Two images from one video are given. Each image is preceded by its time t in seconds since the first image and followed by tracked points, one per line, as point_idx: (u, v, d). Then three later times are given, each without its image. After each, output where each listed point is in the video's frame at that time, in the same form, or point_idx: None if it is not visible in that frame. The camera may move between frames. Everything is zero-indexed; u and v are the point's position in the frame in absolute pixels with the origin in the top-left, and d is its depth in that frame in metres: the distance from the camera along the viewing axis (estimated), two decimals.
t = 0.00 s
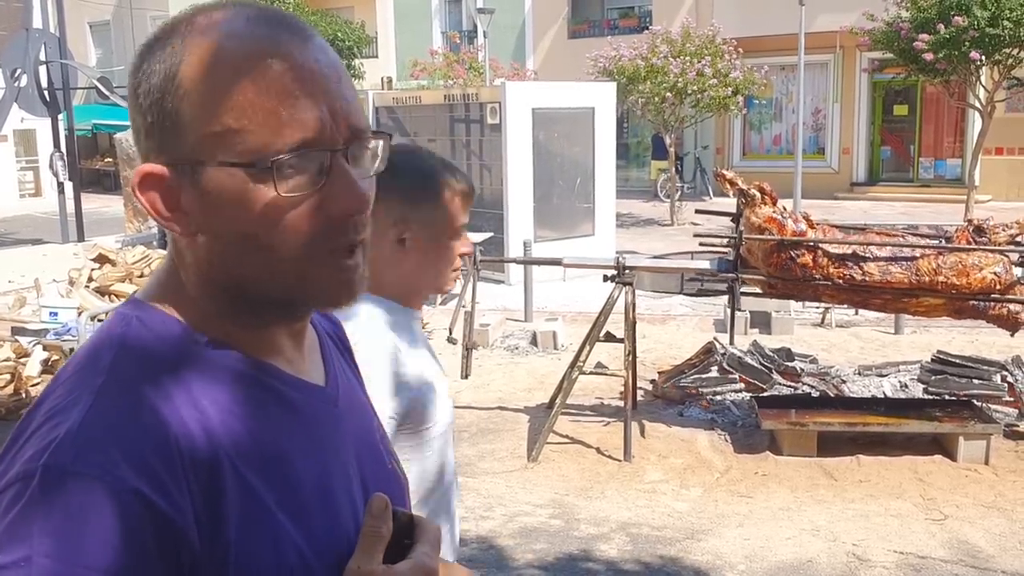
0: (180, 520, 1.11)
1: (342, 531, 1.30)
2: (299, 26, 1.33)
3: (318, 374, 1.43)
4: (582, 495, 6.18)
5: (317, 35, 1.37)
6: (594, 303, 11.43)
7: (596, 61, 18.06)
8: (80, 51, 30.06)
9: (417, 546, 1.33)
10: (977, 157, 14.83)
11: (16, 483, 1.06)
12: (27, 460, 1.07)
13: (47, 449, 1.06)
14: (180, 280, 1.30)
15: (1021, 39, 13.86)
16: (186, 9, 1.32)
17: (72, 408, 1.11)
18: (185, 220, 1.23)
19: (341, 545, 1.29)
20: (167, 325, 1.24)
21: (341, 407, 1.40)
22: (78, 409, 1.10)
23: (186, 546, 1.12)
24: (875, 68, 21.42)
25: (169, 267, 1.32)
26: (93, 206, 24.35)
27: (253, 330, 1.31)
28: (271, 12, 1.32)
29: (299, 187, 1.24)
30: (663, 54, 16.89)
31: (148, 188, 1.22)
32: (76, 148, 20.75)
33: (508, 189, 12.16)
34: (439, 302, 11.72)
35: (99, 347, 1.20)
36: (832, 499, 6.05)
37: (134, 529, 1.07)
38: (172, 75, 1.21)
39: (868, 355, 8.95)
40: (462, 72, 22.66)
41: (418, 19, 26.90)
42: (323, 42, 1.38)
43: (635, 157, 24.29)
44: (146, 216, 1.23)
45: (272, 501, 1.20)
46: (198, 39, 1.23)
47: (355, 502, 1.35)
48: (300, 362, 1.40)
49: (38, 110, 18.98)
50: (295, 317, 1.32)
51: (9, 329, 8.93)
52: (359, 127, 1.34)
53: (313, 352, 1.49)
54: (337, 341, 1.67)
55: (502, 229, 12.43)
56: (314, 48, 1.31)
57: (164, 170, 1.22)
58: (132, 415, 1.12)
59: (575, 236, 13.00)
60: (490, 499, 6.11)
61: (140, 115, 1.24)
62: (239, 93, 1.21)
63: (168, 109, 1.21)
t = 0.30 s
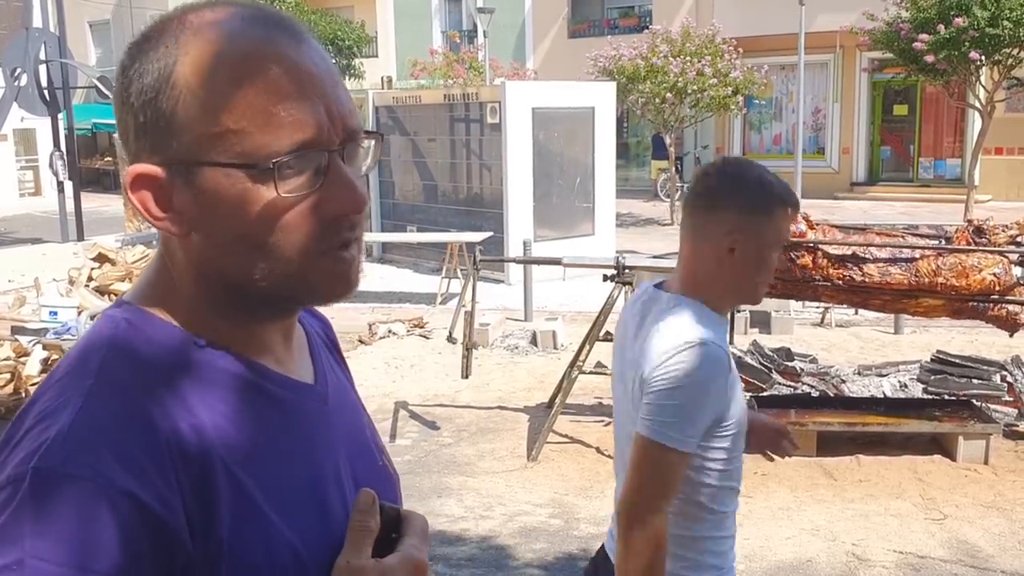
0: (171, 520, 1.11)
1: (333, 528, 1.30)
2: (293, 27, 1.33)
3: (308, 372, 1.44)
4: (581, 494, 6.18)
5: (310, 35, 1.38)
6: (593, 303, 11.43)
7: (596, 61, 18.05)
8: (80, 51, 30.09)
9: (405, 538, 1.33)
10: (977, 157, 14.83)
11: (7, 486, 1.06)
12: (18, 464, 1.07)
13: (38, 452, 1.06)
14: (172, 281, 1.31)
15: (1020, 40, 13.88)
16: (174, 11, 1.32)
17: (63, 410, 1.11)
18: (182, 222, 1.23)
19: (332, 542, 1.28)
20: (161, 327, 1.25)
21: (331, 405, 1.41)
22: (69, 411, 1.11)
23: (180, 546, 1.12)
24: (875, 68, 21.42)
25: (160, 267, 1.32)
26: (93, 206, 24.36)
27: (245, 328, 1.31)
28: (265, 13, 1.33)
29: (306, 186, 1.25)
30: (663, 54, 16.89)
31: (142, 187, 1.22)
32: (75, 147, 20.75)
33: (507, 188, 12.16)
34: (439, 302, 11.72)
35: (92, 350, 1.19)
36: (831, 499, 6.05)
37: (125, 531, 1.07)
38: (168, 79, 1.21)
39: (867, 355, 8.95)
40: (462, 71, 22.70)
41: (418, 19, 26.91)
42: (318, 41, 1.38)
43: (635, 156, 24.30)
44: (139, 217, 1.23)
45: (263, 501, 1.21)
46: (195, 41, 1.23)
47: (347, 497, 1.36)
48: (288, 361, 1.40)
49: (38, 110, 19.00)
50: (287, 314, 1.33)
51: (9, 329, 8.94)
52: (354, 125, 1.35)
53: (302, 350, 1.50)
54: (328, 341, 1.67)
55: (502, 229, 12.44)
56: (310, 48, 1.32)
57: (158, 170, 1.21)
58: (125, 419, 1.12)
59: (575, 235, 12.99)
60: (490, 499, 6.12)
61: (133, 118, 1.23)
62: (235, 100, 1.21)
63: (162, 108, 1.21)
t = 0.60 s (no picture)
0: (146, 520, 1.11)
1: (316, 533, 1.28)
2: (297, 29, 1.33)
3: (300, 376, 1.43)
4: (581, 495, 6.18)
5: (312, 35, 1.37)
6: (593, 304, 11.43)
7: (596, 62, 18.03)
8: (80, 51, 30.09)
9: (387, 543, 1.32)
10: (976, 158, 14.82)
11: None
12: None
13: (16, 452, 1.07)
14: (163, 281, 1.30)
15: (1020, 41, 13.87)
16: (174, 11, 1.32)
17: (44, 411, 1.12)
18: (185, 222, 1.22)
19: (314, 545, 1.27)
20: (151, 329, 1.25)
21: (322, 409, 1.40)
22: (50, 411, 1.11)
23: (156, 548, 1.12)
24: (875, 69, 21.40)
25: (151, 267, 1.32)
26: (93, 206, 24.37)
27: (238, 329, 1.31)
28: (268, 16, 1.32)
29: (310, 186, 1.24)
30: (663, 55, 16.88)
31: (146, 184, 1.21)
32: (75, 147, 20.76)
33: (507, 189, 12.17)
34: (439, 302, 11.73)
35: (77, 352, 1.20)
36: (831, 500, 6.06)
37: (99, 528, 1.07)
38: (169, 80, 1.21)
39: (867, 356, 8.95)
40: (461, 72, 22.72)
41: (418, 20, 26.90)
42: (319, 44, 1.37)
43: (635, 157, 24.29)
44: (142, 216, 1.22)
45: (244, 504, 1.20)
46: (198, 42, 1.23)
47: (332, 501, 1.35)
48: (280, 365, 1.39)
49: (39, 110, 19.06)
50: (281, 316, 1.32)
51: (8, 329, 8.98)
52: (355, 126, 1.34)
53: (296, 353, 1.49)
54: (328, 346, 1.67)
55: (502, 229, 12.44)
56: (314, 50, 1.31)
57: (162, 166, 1.20)
58: (104, 420, 1.12)
59: (575, 236, 12.97)
60: (489, 499, 6.12)
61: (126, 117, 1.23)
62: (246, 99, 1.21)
63: (164, 108, 1.20)
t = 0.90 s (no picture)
0: (117, 526, 1.13)
1: (293, 535, 1.30)
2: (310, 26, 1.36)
3: (285, 374, 1.45)
4: (578, 495, 6.18)
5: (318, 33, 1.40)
6: (590, 304, 11.43)
7: (592, 62, 18.00)
8: (77, 52, 30.07)
9: (365, 552, 1.32)
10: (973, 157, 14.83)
11: None
12: None
13: None
14: (155, 275, 1.30)
15: (1017, 40, 13.88)
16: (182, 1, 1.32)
17: (18, 415, 1.12)
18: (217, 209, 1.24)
19: (293, 548, 1.30)
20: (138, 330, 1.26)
21: (307, 410, 1.42)
22: (23, 414, 1.12)
23: (125, 551, 1.14)
24: (872, 68, 21.41)
25: (141, 260, 1.31)
26: (89, 206, 24.36)
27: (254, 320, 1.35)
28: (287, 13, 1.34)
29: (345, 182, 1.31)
30: (660, 54, 16.88)
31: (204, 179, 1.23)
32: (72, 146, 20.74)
33: (504, 190, 12.17)
34: (436, 302, 11.73)
35: (65, 348, 1.20)
36: (827, 500, 6.06)
37: (67, 532, 1.08)
38: (202, 64, 1.21)
39: (864, 356, 8.96)
40: (458, 71, 22.63)
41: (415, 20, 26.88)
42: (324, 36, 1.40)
43: (632, 157, 24.30)
44: (195, 207, 1.24)
45: (218, 508, 1.21)
46: (231, 32, 1.24)
47: (311, 503, 1.35)
48: (266, 366, 1.41)
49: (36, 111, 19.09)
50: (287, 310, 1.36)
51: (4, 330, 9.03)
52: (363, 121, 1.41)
53: (279, 352, 1.50)
54: (313, 347, 1.67)
55: (499, 229, 12.44)
56: (331, 48, 1.35)
57: (220, 163, 1.22)
58: (82, 421, 1.14)
59: (571, 236, 12.95)
60: (486, 499, 6.12)
61: (143, 99, 1.22)
62: (282, 90, 1.25)
63: (226, 104, 1.21)
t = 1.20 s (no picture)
0: (117, 521, 1.12)
1: (294, 528, 1.29)
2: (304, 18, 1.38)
3: (284, 367, 1.46)
4: (574, 494, 6.17)
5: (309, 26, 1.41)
6: (586, 303, 11.42)
7: (589, 61, 17.98)
8: (74, 51, 30.00)
9: (365, 546, 1.32)
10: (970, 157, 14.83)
11: None
12: None
13: None
14: (152, 272, 1.30)
15: (1013, 40, 13.91)
16: None
17: (18, 412, 1.12)
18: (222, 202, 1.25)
19: (295, 542, 1.29)
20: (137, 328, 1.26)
21: (307, 403, 1.42)
22: (20, 413, 1.12)
23: (124, 545, 1.13)
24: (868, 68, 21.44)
25: (140, 255, 1.31)
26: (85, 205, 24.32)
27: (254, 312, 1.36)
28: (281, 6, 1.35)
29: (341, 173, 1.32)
30: (657, 54, 16.88)
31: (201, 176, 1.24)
32: (68, 145, 20.72)
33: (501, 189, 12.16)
34: (432, 302, 11.71)
35: (67, 345, 1.20)
36: (824, 499, 6.05)
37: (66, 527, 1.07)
38: (207, 59, 1.22)
39: (860, 355, 8.95)
40: (455, 70, 22.51)
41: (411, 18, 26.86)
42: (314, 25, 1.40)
43: (629, 156, 24.29)
44: (192, 204, 1.24)
45: (218, 504, 1.21)
46: (234, 25, 1.25)
47: (312, 497, 1.35)
48: (265, 359, 1.41)
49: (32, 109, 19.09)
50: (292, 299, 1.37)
51: None
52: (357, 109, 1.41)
53: (278, 345, 1.50)
54: (312, 338, 1.68)
55: (496, 228, 12.44)
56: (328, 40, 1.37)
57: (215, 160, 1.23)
58: (78, 417, 1.13)
59: (568, 235, 12.93)
60: (482, 499, 6.11)
61: (142, 98, 1.22)
62: (287, 81, 1.26)
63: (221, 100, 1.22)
